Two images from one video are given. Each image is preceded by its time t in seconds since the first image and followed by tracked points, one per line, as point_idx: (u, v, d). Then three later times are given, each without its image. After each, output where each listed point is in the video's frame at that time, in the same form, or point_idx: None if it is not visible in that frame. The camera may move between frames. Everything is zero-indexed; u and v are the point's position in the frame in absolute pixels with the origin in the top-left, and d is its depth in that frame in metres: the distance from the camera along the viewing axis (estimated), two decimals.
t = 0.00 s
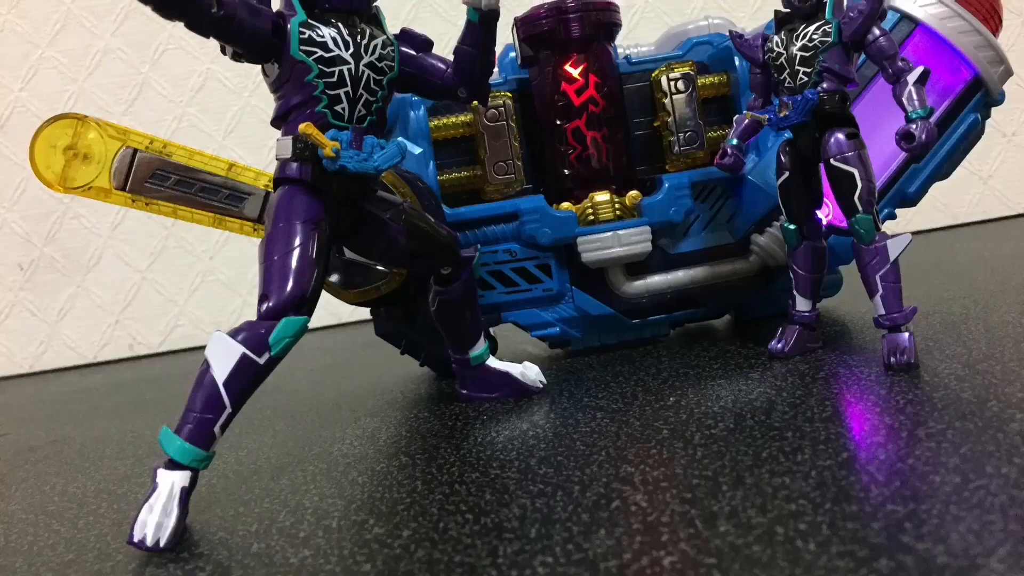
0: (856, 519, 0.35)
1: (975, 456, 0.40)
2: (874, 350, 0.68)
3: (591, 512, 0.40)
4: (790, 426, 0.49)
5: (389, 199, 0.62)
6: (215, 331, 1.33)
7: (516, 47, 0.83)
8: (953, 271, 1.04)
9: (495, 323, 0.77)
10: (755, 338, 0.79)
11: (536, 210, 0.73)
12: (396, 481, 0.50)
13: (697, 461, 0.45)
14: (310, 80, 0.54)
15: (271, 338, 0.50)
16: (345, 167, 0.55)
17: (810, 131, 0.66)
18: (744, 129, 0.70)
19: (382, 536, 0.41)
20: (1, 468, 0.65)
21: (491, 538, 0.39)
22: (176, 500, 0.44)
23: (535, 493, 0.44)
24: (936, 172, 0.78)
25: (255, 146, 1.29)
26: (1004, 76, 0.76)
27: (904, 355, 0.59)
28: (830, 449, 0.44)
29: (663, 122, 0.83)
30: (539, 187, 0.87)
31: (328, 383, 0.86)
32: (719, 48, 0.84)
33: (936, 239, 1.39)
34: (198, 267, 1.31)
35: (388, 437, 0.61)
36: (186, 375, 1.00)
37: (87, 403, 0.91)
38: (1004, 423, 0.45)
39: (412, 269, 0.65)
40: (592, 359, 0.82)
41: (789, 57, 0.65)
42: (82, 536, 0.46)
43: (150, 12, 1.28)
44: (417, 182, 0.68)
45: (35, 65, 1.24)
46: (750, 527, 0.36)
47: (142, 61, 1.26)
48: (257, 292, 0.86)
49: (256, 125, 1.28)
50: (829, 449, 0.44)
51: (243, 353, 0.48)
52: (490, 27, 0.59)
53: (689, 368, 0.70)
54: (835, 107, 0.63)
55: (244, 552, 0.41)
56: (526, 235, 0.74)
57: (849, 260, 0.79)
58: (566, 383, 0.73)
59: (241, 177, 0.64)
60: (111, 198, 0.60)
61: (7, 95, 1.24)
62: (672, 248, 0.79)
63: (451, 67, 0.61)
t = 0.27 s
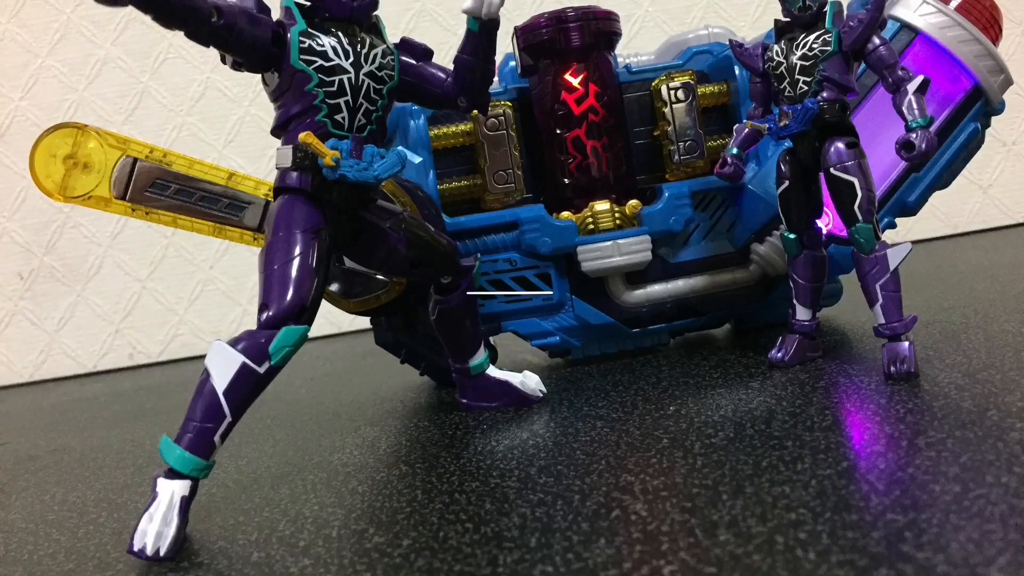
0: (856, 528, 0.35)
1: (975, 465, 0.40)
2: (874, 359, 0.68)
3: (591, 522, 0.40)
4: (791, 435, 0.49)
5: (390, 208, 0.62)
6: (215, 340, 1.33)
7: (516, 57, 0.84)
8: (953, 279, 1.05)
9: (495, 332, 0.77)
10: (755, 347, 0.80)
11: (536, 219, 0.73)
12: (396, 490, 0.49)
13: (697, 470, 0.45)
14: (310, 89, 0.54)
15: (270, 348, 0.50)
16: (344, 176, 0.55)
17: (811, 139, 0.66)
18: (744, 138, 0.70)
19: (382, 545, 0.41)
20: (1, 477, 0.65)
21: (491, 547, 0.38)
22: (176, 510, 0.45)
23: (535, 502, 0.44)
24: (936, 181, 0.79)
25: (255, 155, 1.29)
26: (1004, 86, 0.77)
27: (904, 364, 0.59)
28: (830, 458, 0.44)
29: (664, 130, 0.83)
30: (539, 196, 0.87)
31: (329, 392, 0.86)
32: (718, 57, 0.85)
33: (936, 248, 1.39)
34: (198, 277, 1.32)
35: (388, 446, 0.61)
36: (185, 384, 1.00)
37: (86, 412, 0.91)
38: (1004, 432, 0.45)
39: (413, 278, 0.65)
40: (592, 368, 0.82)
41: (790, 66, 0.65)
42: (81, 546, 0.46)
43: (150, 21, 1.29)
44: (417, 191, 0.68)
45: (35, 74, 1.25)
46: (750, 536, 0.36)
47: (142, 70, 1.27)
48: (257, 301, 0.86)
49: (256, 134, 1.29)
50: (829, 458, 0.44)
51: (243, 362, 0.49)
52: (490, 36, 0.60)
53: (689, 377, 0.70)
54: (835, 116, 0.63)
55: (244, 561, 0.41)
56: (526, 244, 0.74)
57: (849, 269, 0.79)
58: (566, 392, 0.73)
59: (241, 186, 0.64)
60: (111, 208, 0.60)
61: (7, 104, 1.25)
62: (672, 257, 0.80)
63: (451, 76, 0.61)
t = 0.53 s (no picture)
0: (856, 537, 0.35)
1: (975, 474, 0.40)
2: (874, 368, 0.68)
3: (591, 531, 0.40)
4: (790, 444, 0.49)
5: (390, 217, 0.63)
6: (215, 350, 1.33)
7: (516, 66, 0.85)
8: (953, 288, 1.05)
9: (495, 342, 0.77)
10: (755, 356, 0.80)
11: (536, 228, 0.73)
12: (396, 499, 0.49)
13: (697, 480, 0.45)
14: (310, 98, 0.55)
15: (270, 357, 0.50)
16: (345, 185, 0.56)
17: (811, 148, 0.67)
18: (744, 147, 0.71)
19: (382, 554, 0.41)
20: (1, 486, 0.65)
21: (491, 557, 0.38)
22: (176, 519, 0.45)
23: (535, 511, 0.44)
24: (936, 191, 0.79)
25: (255, 164, 1.30)
26: (1004, 95, 0.77)
27: (904, 373, 0.59)
28: (830, 468, 0.44)
29: (664, 140, 0.84)
30: (539, 205, 0.87)
31: (329, 401, 0.86)
32: (718, 66, 0.85)
33: (936, 257, 1.40)
34: (197, 286, 1.32)
35: (388, 455, 0.61)
36: (185, 393, 0.99)
37: (86, 421, 0.91)
38: (1004, 441, 0.45)
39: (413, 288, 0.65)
40: (591, 377, 0.82)
41: (789, 75, 0.66)
42: (82, 555, 0.46)
43: (149, 30, 1.29)
44: (416, 201, 0.68)
45: (35, 83, 1.25)
46: (750, 545, 0.36)
47: (142, 79, 1.28)
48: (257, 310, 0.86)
49: (256, 143, 1.29)
50: (829, 467, 0.44)
51: (243, 371, 0.49)
52: (490, 45, 0.60)
53: (689, 386, 0.70)
54: (835, 125, 0.64)
55: (243, 570, 0.41)
56: (526, 253, 0.74)
57: (849, 278, 0.80)
58: (566, 401, 0.73)
59: (241, 196, 0.65)
60: (111, 217, 0.60)
61: (7, 113, 1.25)
62: (672, 267, 0.80)
63: (450, 85, 0.62)
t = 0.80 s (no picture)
0: (856, 547, 0.35)
1: (975, 483, 0.40)
2: (874, 378, 0.68)
3: (591, 540, 0.40)
4: (790, 453, 0.49)
5: (390, 226, 0.63)
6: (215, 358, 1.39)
7: (515, 76, 0.85)
8: (953, 298, 1.05)
9: (495, 351, 0.77)
10: (754, 366, 0.80)
11: (536, 238, 0.74)
12: (396, 509, 0.49)
13: (697, 489, 0.45)
14: (310, 108, 0.55)
15: (270, 366, 0.50)
16: (345, 195, 0.56)
17: (811, 158, 0.67)
18: (744, 157, 0.71)
19: (382, 563, 0.41)
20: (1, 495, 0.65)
21: (490, 566, 0.38)
22: (176, 528, 0.45)
23: (535, 521, 0.43)
24: (935, 200, 0.80)
25: (255, 173, 1.32)
26: (1004, 104, 0.78)
27: (904, 383, 0.59)
28: (830, 477, 0.44)
29: (664, 149, 0.84)
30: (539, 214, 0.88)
31: (329, 411, 0.86)
32: (718, 75, 0.86)
33: (936, 266, 1.40)
34: (198, 295, 1.33)
35: (388, 464, 0.60)
36: (185, 403, 0.99)
37: (86, 431, 0.90)
38: (1004, 450, 0.45)
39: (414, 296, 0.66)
40: (591, 387, 0.82)
41: (789, 84, 0.66)
42: (81, 564, 0.46)
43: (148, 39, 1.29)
44: (417, 210, 0.69)
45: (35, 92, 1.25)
46: (750, 554, 0.36)
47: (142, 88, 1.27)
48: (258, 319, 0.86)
49: (257, 152, 1.32)
50: (829, 476, 0.44)
51: (244, 381, 0.49)
52: (490, 55, 0.61)
53: (688, 395, 0.70)
54: (835, 134, 0.64)
55: None
56: (526, 262, 0.74)
57: (849, 287, 0.80)
58: (566, 410, 0.73)
59: (241, 205, 0.66)
60: (111, 226, 0.60)
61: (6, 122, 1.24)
62: (672, 276, 0.80)
63: (451, 94, 0.62)
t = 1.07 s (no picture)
0: (856, 556, 0.35)
1: (975, 493, 0.40)
2: (874, 387, 0.68)
3: (591, 549, 0.40)
4: (790, 462, 0.49)
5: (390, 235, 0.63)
6: (215, 368, 1.30)
7: (515, 86, 0.85)
8: (953, 307, 1.05)
9: (495, 360, 0.77)
10: (755, 375, 0.80)
11: (537, 247, 0.74)
12: (396, 518, 0.49)
13: (697, 498, 0.45)
14: (310, 117, 0.56)
15: (270, 375, 0.51)
16: (345, 204, 0.56)
17: (811, 167, 0.68)
18: (744, 165, 0.71)
19: (382, 573, 0.41)
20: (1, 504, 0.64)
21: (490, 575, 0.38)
22: (176, 538, 0.45)
23: (535, 530, 0.43)
24: (935, 209, 0.80)
25: (255, 183, 1.29)
26: (1004, 113, 0.78)
27: (904, 393, 0.59)
28: (831, 486, 0.44)
29: (664, 158, 0.84)
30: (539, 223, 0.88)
31: (328, 420, 0.86)
32: (718, 85, 0.86)
33: (937, 276, 1.40)
34: (198, 304, 1.29)
35: (388, 474, 0.60)
36: (185, 412, 0.99)
37: (86, 440, 0.90)
38: (1004, 459, 0.45)
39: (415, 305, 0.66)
40: (591, 396, 0.82)
41: (789, 93, 0.66)
42: (81, 573, 0.45)
43: (149, 48, 1.29)
44: (416, 219, 0.68)
45: (35, 102, 1.24)
46: (750, 563, 0.35)
47: (142, 98, 1.27)
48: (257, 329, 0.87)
49: (256, 161, 1.29)
50: (829, 486, 0.44)
51: (244, 390, 0.49)
52: (489, 64, 0.61)
53: (688, 405, 0.70)
54: (835, 143, 0.65)
55: None
56: (526, 272, 0.75)
57: (849, 297, 0.80)
58: (566, 420, 0.73)
59: (241, 214, 0.66)
60: (111, 235, 0.61)
61: (7, 131, 1.24)
62: (672, 285, 0.80)
63: (451, 104, 0.63)
